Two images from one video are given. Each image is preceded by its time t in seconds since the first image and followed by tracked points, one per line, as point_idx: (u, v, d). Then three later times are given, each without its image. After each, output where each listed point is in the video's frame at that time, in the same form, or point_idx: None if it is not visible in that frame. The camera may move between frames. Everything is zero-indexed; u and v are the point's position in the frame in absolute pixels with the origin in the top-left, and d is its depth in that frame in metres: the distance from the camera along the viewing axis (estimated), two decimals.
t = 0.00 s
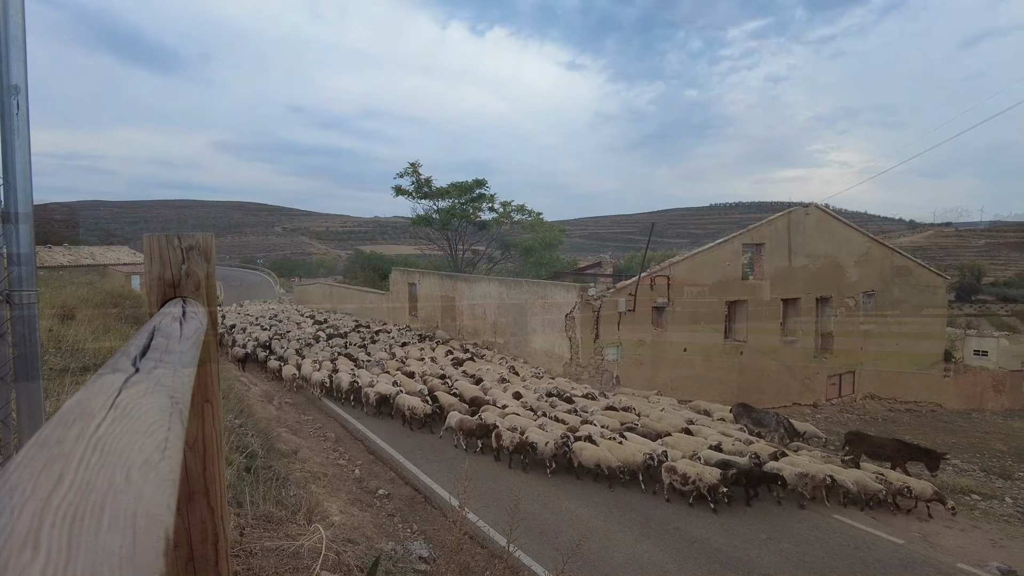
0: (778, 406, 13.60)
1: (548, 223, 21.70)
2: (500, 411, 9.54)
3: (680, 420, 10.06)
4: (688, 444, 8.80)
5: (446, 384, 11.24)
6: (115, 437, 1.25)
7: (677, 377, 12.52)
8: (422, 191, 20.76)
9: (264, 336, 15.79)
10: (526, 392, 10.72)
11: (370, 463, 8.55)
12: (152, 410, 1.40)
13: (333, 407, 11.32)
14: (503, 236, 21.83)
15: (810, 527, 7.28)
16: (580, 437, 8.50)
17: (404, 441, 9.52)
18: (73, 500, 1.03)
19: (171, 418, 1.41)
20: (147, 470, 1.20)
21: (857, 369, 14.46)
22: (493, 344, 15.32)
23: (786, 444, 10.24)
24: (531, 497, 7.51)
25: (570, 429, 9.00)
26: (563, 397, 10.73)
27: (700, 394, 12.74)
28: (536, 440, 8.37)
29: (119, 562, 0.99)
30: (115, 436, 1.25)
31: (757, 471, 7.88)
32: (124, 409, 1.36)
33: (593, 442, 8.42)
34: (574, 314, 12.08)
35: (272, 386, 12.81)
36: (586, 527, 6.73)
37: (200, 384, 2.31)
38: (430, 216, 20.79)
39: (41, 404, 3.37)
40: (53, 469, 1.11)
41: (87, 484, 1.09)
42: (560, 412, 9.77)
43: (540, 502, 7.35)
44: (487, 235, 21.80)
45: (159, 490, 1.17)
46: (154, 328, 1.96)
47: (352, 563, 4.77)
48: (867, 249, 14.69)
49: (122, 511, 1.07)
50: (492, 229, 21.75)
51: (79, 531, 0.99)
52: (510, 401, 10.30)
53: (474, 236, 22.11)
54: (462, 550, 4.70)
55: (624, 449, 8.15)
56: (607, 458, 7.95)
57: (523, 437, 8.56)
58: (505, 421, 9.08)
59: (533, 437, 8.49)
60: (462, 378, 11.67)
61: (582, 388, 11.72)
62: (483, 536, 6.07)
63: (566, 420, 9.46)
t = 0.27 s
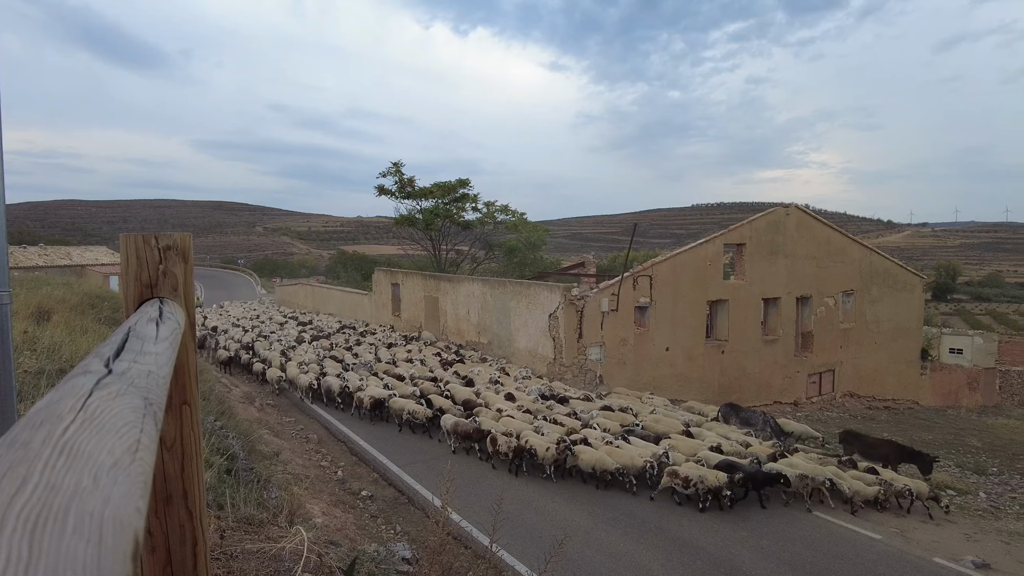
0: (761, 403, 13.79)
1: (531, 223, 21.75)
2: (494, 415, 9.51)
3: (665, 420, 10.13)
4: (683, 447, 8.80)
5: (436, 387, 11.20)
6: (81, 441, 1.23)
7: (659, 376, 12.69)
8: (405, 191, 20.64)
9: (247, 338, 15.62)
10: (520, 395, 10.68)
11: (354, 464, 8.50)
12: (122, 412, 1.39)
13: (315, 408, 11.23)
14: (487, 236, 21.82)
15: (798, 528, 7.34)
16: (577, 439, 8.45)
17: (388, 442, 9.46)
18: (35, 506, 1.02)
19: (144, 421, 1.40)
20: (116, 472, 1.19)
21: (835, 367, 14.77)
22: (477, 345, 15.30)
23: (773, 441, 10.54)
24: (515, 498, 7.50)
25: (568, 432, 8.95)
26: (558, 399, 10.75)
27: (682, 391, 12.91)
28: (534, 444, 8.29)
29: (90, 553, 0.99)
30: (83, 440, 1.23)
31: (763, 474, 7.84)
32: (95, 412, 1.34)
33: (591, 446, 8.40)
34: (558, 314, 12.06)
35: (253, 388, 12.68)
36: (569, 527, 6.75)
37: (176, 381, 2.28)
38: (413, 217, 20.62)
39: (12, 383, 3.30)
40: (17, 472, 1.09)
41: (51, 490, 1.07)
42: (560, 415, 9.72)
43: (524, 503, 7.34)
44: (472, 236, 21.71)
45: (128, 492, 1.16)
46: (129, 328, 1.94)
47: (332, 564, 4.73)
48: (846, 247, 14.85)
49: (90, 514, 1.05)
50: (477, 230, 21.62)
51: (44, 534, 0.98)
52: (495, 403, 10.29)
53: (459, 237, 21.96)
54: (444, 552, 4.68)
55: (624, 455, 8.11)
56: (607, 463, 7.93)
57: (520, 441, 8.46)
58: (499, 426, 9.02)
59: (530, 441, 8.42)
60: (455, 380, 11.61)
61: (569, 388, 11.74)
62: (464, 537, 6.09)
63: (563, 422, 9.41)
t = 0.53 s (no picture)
0: (738, 402, 13.96)
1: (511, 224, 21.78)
2: (486, 420, 9.43)
3: (645, 420, 10.20)
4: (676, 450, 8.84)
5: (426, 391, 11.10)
6: (36, 443, 1.21)
7: (638, 375, 12.79)
8: (384, 191, 20.54)
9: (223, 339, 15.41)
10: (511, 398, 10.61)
11: (332, 466, 8.41)
12: (82, 414, 1.37)
13: (293, 410, 11.12)
14: (467, 236, 21.81)
15: (785, 525, 7.44)
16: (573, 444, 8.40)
17: (367, 444, 9.40)
18: None
19: (105, 422, 1.39)
20: (72, 474, 1.18)
21: (810, 366, 15.01)
22: (458, 346, 15.27)
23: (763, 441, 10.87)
24: (494, 498, 7.52)
25: (562, 437, 8.90)
26: (550, 402, 10.71)
27: (661, 391, 13.02)
28: (530, 449, 8.22)
29: (39, 552, 0.98)
30: (40, 442, 1.22)
31: (762, 474, 7.91)
32: (52, 414, 1.32)
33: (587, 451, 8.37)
34: (538, 313, 12.09)
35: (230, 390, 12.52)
36: (548, 527, 6.75)
37: (147, 382, 2.25)
38: (393, 217, 20.58)
39: None
40: None
41: (2, 493, 1.05)
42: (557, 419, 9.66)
43: (502, 502, 7.36)
44: (451, 236, 21.74)
45: (85, 495, 1.15)
46: (96, 328, 1.91)
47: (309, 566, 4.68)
48: (821, 247, 15.10)
49: (42, 517, 1.04)
50: (456, 230, 21.66)
51: None
52: (477, 404, 10.29)
53: (438, 237, 21.97)
54: (422, 552, 4.67)
55: (619, 457, 8.09)
56: (602, 466, 7.88)
57: (513, 446, 8.38)
58: (492, 430, 8.96)
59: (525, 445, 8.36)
60: (443, 384, 11.53)
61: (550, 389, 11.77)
62: (441, 536, 6.11)
63: (559, 428, 9.35)
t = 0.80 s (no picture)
0: (709, 400, 14.17)
1: (484, 223, 21.79)
2: (471, 422, 9.35)
3: (618, 419, 10.30)
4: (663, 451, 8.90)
5: (408, 393, 10.99)
6: None
7: (611, 374, 12.91)
8: (356, 190, 20.37)
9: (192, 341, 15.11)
10: (494, 400, 10.56)
11: (303, 469, 8.32)
12: (23, 421, 1.34)
13: (264, 413, 10.96)
14: (440, 236, 21.75)
15: (759, 521, 7.58)
16: (563, 447, 8.36)
17: (339, 446, 9.31)
18: None
19: (47, 430, 1.36)
20: (6, 483, 1.16)
21: (779, 364, 15.31)
22: (431, 346, 15.20)
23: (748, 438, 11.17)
24: (467, 498, 7.53)
25: (549, 439, 8.88)
26: (530, 403, 10.73)
27: (633, 390, 13.16)
28: (520, 452, 8.18)
29: None
30: None
31: (752, 474, 7.98)
32: None
33: (576, 455, 8.35)
34: (511, 313, 12.12)
35: (199, 393, 12.29)
36: (521, 528, 6.78)
37: (105, 386, 2.19)
38: (365, 217, 20.42)
39: None
40: None
41: None
42: (547, 422, 9.62)
43: (475, 503, 7.37)
44: (424, 237, 21.67)
45: (19, 504, 1.13)
46: (48, 331, 1.85)
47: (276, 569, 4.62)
48: (789, 247, 15.40)
49: None
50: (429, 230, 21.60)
51: None
52: (451, 405, 10.26)
53: (411, 238, 21.88)
54: (393, 554, 4.65)
55: (609, 460, 8.09)
56: (593, 471, 7.83)
57: (502, 449, 8.33)
58: (480, 434, 8.87)
59: (514, 448, 8.31)
60: (423, 386, 11.44)
61: (525, 389, 11.80)
62: (413, 538, 6.10)
63: (549, 431, 9.30)
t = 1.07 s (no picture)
0: (673, 397, 14.43)
1: (452, 224, 21.76)
2: (443, 424, 9.33)
3: (587, 418, 10.42)
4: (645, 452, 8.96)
5: (383, 396, 10.83)
6: None
7: (578, 373, 13.05)
8: (320, 190, 20.12)
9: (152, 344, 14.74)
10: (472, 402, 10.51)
11: (267, 473, 8.20)
12: None
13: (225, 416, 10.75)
14: (407, 237, 21.62)
15: (724, 516, 7.76)
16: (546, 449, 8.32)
17: (304, 449, 9.21)
18: None
19: None
20: None
21: (741, 362, 15.68)
22: (398, 347, 15.12)
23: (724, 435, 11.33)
24: (434, 499, 7.53)
25: (531, 442, 8.86)
26: (507, 404, 10.72)
27: (599, 388, 13.32)
28: (502, 456, 8.10)
29: None
30: None
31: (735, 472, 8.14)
32: None
33: (559, 457, 8.31)
34: (478, 314, 12.15)
35: (159, 397, 12.00)
36: (486, 527, 6.82)
37: (56, 393, 2.14)
38: (329, 217, 20.19)
39: None
40: None
41: None
42: (531, 424, 9.59)
43: (442, 503, 7.38)
44: (390, 237, 21.52)
45: None
46: None
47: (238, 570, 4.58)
48: (750, 247, 15.78)
49: None
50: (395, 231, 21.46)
51: None
52: (420, 407, 10.21)
53: (376, 238, 21.70)
54: (357, 555, 4.64)
55: (593, 464, 8.08)
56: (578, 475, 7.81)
57: (483, 453, 8.26)
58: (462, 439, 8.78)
59: (496, 452, 8.25)
60: (396, 388, 11.32)
61: (494, 389, 11.83)
62: (378, 539, 6.08)
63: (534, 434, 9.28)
